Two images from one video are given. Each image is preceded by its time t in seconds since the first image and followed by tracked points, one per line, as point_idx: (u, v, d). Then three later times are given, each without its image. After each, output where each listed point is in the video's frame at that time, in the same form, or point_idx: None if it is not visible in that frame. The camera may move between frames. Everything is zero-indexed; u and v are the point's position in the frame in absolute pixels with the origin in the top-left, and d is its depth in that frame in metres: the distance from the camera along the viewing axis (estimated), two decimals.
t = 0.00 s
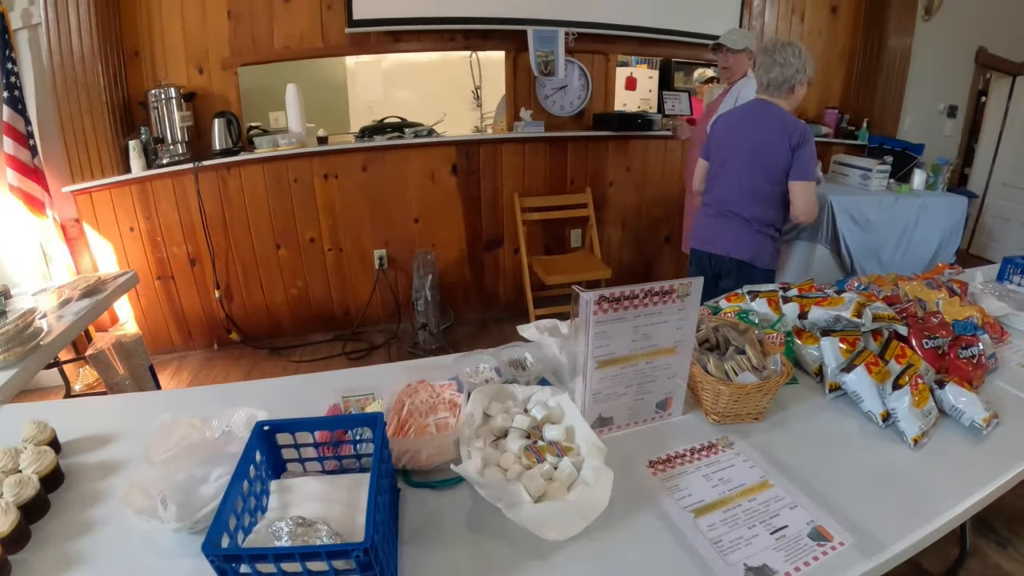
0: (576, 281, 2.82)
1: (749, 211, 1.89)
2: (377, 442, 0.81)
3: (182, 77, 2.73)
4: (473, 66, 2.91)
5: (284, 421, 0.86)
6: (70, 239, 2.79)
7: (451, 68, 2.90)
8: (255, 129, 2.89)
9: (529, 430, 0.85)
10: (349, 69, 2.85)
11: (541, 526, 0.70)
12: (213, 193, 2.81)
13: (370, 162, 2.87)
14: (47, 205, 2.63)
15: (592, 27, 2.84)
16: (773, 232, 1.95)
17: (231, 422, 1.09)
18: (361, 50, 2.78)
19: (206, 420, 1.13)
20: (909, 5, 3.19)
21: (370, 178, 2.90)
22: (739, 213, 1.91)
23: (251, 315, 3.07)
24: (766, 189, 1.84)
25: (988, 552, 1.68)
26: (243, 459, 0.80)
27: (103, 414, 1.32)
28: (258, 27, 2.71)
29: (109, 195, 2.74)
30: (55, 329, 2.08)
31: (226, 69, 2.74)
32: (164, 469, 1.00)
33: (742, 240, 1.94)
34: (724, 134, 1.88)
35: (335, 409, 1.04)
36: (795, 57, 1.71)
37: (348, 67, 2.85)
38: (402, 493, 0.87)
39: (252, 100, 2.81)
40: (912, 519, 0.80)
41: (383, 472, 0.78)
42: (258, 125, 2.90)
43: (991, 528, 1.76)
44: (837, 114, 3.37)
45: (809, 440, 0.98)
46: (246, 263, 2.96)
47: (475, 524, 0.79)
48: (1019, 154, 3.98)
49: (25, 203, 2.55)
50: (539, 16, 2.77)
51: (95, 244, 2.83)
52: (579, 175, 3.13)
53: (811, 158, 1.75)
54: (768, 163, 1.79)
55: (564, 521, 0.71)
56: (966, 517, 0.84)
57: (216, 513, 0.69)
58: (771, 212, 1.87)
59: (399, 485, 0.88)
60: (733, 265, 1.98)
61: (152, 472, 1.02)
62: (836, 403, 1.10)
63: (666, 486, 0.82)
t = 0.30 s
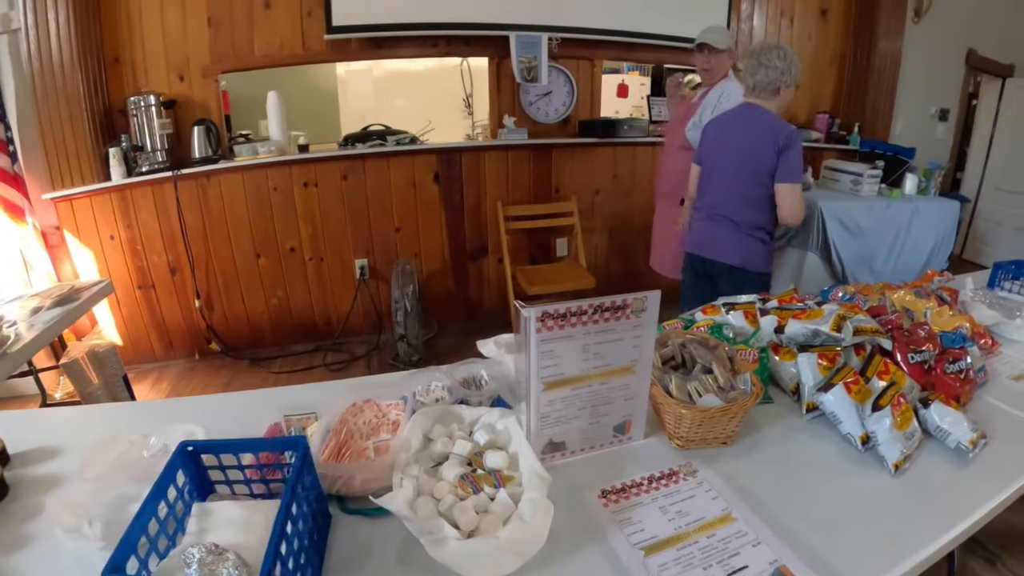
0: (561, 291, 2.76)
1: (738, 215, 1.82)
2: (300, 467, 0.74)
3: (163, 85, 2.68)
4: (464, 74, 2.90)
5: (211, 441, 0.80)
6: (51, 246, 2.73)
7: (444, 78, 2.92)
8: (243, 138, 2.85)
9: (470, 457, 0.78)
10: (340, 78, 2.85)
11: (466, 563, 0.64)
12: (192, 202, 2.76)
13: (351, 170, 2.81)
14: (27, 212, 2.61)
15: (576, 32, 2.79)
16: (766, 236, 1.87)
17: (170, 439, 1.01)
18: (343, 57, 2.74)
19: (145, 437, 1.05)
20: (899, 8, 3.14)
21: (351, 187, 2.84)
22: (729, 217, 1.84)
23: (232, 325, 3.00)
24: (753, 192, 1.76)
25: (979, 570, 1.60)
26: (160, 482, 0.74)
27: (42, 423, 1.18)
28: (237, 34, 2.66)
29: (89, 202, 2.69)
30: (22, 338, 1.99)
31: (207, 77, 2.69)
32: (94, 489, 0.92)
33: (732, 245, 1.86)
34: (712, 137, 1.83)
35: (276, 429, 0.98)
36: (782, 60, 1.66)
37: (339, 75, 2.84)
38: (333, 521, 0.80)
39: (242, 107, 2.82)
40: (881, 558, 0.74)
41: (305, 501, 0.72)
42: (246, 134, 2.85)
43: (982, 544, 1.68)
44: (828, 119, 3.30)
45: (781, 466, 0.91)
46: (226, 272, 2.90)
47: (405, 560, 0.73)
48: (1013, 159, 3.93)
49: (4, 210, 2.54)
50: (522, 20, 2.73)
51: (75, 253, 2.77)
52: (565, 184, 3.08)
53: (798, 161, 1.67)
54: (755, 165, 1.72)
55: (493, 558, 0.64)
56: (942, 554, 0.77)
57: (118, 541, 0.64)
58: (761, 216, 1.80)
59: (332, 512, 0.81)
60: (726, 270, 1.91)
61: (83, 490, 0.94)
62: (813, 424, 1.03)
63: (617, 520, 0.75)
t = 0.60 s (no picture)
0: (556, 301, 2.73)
1: (755, 224, 1.78)
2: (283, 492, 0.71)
3: (155, 95, 2.66)
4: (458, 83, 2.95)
5: (191, 465, 0.76)
6: (43, 257, 2.70)
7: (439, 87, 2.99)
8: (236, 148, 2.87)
9: (457, 480, 0.75)
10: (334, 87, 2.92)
11: None
12: (184, 213, 2.73)
13: (343, 181, 2.79)
14: (18, 222, 2.54)
15: (571, 41, 2.79)
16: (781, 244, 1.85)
17: (152, 459, 0.98)
18: (336, 67, 2.73)
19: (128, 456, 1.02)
20: (893, 15, 3.14)
21: (343, 198, 2.82)
22: (745, 225, 1.79)
23: (225, 336, 2.97)
24: (771, 201, 1.74)
25: None
26: (138, 507, 0.72)
27: (21, 439, 1.13)
28: (230, 44, 2.65)
29: (81, 213, 2.67)
30: (11, 351, 1.96)
31: (200, 87, 2.67)
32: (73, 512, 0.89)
33: (751, 254, 1.81)
34: (722, 146, 1.77)
35: (259, 449, 0.95)
36: (793, 71, 1.66)
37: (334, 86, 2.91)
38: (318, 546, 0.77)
39: (235, 117, 2.83)
40: None
41: (285, 527, 0.68)
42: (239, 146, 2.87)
43: (986, 557, 1.66)
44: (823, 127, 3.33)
45: (778, 487, 0.88)
46: (218, 283, 2.87)
47: None
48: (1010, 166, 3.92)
49: None
50: (516, 29, 2.72)
51: (68, 263, 2.74)
52: (559, 194, 3.06)
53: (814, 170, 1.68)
54: (774, 175, 1.69)
55: None
56: None
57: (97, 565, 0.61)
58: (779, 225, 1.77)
59: (315, 537, 0.78)
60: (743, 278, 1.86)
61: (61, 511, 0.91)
62: (812, 441, 1.00)
63: (609, 545, 0.72)
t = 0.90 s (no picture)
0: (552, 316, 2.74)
1: (784, 241, 1.82)
2: (309, 536, 0.71)
3: (145, 110, 2.63)
4: (447, 96, 2.96)
5: (211, 505, 0.76)
6: (29, 276, 2.62)
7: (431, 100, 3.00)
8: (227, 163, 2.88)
9: (483, 509, 0.76)
10: (323, 100, 2.96)
11: None
12: (175, 229, 2.70)
13: (337, 197, 2.79)
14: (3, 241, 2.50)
15: (564, 57, 2.82)
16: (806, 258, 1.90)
17: (163, 496, 0.97)
18: (329, 82, 2.72)
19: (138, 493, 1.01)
20: (876, 33, 3.23)
21: (337, 214, 2.81)
22: (777, 242, 1.83)
23: (217, 355, 2.93)
24: (799, 218, 1.78)
25: None
26: (159, 552, 0.71)
27: (19, 473, 1.10)
28: (222, 59, 2.64)
29: (69, 231, 2.62)
30: None
31: (190, 102, 2.66)
32: (85, 556, 0.88)
33: (781, 269, 1.86)
34: (747, 167, 1.81)
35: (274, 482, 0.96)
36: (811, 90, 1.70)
37: (324, 99, 2.96)
38: None
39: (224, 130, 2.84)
40: None
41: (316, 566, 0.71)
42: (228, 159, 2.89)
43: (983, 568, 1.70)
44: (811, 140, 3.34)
45: (794, 506, 0.89)
46: (210, 301, 2.84)
47: None
48: (989, 180, 4.03)
49: None
50: (508, 45, 2.75)
51: (56, 282, 2.68)
52: (554, 208, 3.08)
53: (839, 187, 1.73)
54: (802, 194, 1.74)
55: None
56: None
57: None
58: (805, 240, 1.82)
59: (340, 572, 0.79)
60: (775, 292, 1.90)
61: (71, 553, 0.89)
62: (823, 459, 1.02)
63: (637, 571, 0.73)
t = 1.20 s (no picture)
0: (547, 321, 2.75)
1: (792, 244, 1.91)
2: (347, 554, 0.74)
3: (131, 116, 2.60)
4: (433, 102, 2.94)
5: (240, 528, 0.78)
6: (11, 288, 2.58)
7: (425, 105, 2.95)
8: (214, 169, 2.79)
9: (517, 517, 0.77)
10: (308, 105, 2.83)
11: None
12: (163, 238, 2.66)
13: (329, 203, 2.77)
14: None
15: (555, 63, 2.84)
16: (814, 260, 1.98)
17: (180, 519, 0.95)
18: (319, 87, 2.71)
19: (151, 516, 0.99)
20: (855, 40, 3.31)
21: (329, 221, 2.79)
22: (787, 245, 1.92)
23: (207, 365, 2.89)
24: (806, 222, 1.87)
25: None
26: None
27: (18, 497, 1.07)
28: (210, 64, 2.61)
29: (54, 240, 2.57)
30: None
31: (178, 108, 2.62)
32: None
33: (790, 271, 1.94)
34: (757, 173, 1.90)
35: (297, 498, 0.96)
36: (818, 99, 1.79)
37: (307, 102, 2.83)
38: None
39: (206, 137, 2.73)
40: None
41: None
42: (213, 164, 2.78)
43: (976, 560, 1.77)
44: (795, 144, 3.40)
45: (814, 505, 0.91)
46: (200, 310, 2.80)
47: None
48: (964, 182, 4.16)
49: None
50: (499, 51, 2.76)
51: (39, 293, 2.63)
52: (546, 213, 3.09)
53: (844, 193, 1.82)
54: (810, 199, 1.82)
55: None
56: None
57: None
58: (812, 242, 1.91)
59: None
60: (782, 294, 1.98)
61: None
62: (834, 457, 1.05)
63: (671, 572, 0.75)
